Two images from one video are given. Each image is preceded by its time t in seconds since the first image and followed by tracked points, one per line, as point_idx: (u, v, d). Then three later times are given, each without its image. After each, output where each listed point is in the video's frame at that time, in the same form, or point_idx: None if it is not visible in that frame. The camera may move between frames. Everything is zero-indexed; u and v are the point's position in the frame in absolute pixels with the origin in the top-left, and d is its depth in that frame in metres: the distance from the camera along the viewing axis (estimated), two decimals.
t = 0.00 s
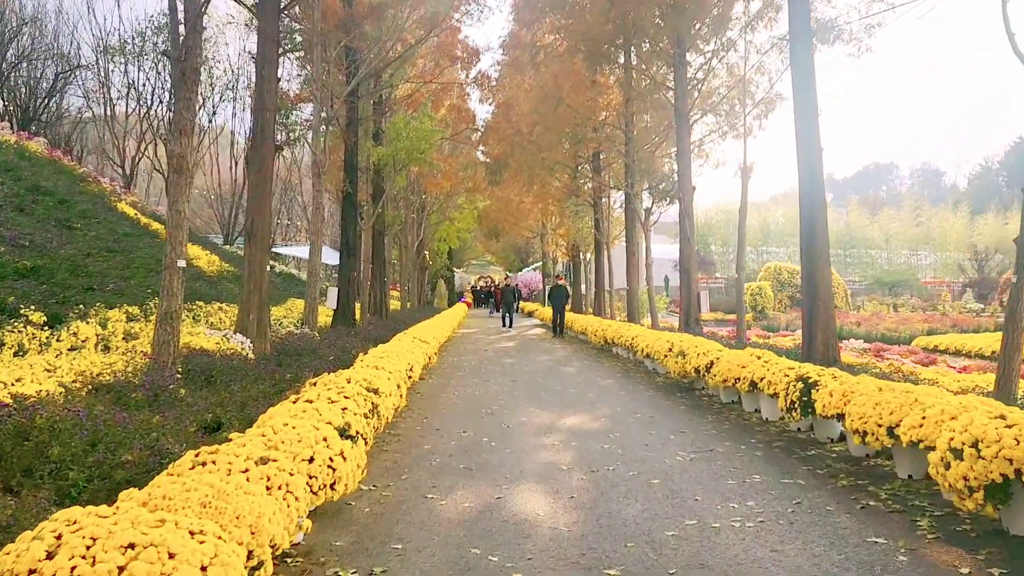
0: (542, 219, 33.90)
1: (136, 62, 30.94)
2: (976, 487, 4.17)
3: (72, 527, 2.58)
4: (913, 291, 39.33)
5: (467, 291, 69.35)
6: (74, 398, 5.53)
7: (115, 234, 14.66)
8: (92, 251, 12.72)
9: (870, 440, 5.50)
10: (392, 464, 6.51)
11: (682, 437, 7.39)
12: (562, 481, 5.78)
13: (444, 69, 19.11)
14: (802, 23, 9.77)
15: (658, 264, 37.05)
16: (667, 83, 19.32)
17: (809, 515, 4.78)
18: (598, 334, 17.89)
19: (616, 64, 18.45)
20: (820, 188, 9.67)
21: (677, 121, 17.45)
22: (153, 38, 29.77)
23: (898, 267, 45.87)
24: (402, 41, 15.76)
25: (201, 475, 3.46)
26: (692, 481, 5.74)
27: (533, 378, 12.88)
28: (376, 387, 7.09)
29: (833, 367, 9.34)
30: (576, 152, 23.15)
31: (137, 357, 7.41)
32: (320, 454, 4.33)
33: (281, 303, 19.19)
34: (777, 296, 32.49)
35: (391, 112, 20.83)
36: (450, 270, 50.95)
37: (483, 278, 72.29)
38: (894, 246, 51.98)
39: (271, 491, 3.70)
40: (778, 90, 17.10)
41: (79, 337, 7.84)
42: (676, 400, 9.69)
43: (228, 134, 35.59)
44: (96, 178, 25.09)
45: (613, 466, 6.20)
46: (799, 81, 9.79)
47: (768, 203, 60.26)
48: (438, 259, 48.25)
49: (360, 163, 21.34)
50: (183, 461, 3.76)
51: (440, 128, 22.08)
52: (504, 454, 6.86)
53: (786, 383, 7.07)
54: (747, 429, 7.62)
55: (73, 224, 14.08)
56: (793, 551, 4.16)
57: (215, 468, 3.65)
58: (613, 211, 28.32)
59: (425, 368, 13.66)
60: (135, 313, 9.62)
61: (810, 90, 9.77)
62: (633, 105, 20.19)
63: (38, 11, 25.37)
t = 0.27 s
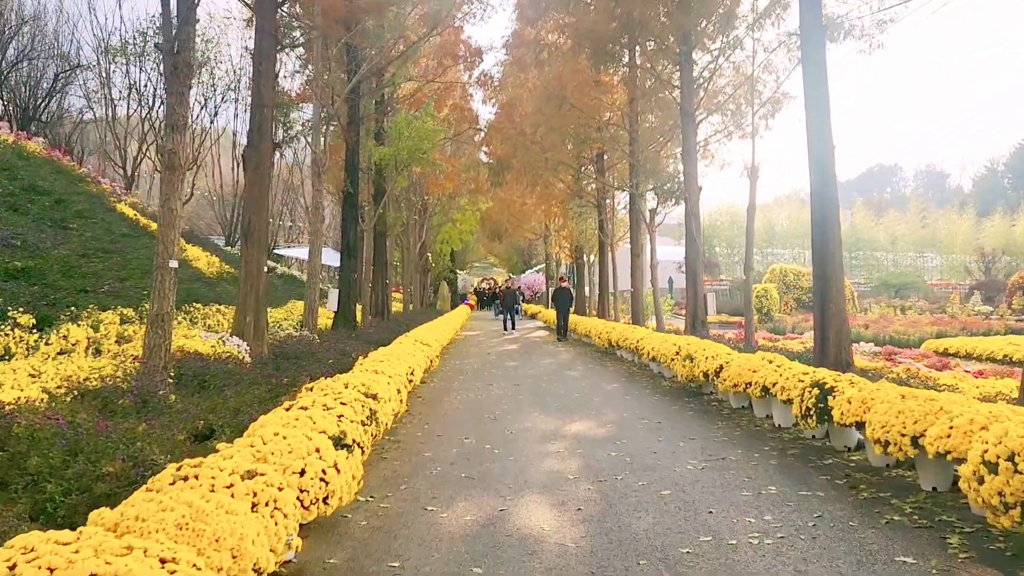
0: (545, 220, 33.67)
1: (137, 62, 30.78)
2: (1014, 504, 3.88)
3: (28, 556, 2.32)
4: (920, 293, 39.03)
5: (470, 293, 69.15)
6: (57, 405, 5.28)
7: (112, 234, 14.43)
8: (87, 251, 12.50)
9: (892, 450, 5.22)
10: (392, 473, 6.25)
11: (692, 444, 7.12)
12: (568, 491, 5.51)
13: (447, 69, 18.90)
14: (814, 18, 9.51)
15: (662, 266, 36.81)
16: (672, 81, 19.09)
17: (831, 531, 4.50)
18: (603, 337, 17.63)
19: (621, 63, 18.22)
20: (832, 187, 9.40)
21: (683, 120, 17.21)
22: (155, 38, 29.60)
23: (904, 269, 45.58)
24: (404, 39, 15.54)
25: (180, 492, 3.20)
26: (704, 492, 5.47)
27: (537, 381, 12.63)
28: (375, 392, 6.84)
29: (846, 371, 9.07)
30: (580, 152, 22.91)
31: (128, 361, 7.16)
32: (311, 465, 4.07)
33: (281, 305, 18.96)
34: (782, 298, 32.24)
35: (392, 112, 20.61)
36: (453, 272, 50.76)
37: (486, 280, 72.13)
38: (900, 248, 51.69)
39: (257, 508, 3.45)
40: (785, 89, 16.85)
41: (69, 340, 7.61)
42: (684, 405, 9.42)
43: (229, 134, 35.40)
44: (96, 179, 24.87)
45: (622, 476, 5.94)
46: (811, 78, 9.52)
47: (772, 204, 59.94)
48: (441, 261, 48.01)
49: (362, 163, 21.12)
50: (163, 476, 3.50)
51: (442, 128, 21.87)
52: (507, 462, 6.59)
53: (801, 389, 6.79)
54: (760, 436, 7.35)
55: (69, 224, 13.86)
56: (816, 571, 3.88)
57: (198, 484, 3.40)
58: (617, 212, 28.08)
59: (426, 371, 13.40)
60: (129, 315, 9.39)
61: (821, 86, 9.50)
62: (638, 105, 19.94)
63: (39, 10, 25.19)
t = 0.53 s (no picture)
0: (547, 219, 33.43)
1: (138, 61, 30.58)
2: None
3: None
4: (924, 294, 38.77)
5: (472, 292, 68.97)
6: (40, 413, 5.06)
7: (108, 234, 14.22)
8: (83, 251, 12.30)
9: (912, 461, 4.98)
10: (390, 482, 6.03)
11: (700, 452, 6.90)
12: (573, 503, 5.29)
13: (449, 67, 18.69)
14: (824, 14, 9.28)
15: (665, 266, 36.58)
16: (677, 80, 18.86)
17: (851, 548, 4.28)
18: (606, 338, 17.41)
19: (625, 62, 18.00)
20: (843, 186, 9.18)
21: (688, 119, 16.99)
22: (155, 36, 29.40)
23: (909, 270, 45.29)
24: (406, 36, 15.32)
25: (162, 510, 3.00)
26: (716, 503, 5.25)
27: (539, 384, 12.41)
28: (373, 397, 6.63)
29: (857, 375, 8.85)
30: (583, 152, 22.69)
31: (120, 364, 6.95)
32: (303, 479, 3.87)
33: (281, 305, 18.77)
34: (786, 299, 32.00)
35: (394, 110, 20.39)
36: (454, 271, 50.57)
37: (488, 280, 71.95)
38: (904, 248, 51.41)
39: (244, 527, 3.24)
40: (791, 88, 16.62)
41: (59, 342, 7.40)
42: (691, 409, 9.19)
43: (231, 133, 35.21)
44: (95, 177, 24.69)
45: (629, 486, 5.72)
46: (821, 75, 9.29)
47: (775, 204, 59.64)
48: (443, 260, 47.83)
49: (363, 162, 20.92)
50: (146, 492, 3.30)
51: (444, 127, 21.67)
52: (509, 470, 6.38)
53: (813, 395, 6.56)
54: (770, 444, 7.12)
55: (65, 224, 13.66)
56: None
57: (181, 500, 3.20)
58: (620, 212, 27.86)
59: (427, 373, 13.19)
60: (123, 316, 9.19)
61: (831, 83, 9.27)
62: (642, 104, 19.72)
63: (38, 7, 24.99)
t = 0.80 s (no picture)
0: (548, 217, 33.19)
1: (136, 56, 30.36)
2: None
3: None
4: (927, 294, 38.54)
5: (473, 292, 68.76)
6: (24, 413, 4.84)
7: (104, 229, 14.00)
8: (78, 246, 12.08)
9: (938, 465, 4.76)
10: (390, 485, 5.81)
11: (711, 454, 6.68)
12: (581, 508, 5.07)
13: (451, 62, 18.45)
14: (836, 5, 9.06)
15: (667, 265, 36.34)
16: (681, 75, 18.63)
17: (876, 557, 4.05)
18: (609, 337, 17.19)
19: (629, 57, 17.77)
20: (854, 182, 8.96)
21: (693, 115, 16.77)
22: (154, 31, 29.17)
23: (911, 270, 45.03)
24: (407, 29, 15.10)
25: (145, 518, 2.77)
26: (730, 508, 5.03)
27: (542, 383, 12.19)
28: (373, 396, 6.41)
29: (868, 375, 8.63)
30: (586, 149, 22.46)
31: (111, 362, 6.72)
32: (299, 483, 3.64)
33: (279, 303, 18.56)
34: (789, 298, 31.77)
35: (394, 106, 20.16)
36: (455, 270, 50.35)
37: (489, 279, 71.71)
38: (906, 248, 51.16)
39: (234, 535, 3.00)
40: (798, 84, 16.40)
41: (50, 339, 7.18)
42: (698, 410, 8.96)
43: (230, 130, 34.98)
44: (93, 173, 24.48)
45: (639, 490, 5.49)
46: (833, 68, 9.07)
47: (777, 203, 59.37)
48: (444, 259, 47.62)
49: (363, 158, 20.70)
50: (130, 496, 3.08)
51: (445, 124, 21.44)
52: (513, 472, 6.16)
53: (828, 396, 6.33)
54: (782, 445, 6.90)
55: (60, 219, 13.43)
56: None
57: (167, 506, 2.97)
58: (622, 210, 27.63)
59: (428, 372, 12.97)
60: (117, 312, 8.97)
61: (844, 75, 9.04)
62: (646, 100, 19.49)
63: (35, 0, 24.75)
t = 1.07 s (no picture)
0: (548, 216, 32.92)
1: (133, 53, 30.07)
2: None
3: None
4: (928, 294, 38.34)
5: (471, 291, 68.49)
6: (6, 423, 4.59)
7: (98, 227, 13.75)
8: (70, 245, 11.82)
9: (966, 478, 4.54)
10: (391, 495, 5.56)
11: (723, 462, 6.44)
12: (591, 521, 4.83)
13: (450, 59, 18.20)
14: None
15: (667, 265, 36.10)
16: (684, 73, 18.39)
17: None
18: (611, 338, 16.96)
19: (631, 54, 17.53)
20: (867, 181, 8.75)
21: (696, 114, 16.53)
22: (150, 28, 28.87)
23: (912, 269, 44.84)
24: (406, 25, 14.83)
25: (125, 546, 2.53)
26: (748, 522, 4.80)
27: (544, 385, 11.95)
28: (373, 402, 6.17)
29: (881, 379, 8.42)
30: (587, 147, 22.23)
31: (100, 366, 6.48)
32: (296, 500, 3.40)
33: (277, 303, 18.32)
34: (790, 298, 31.55)
35: (393, 103, 19.90)
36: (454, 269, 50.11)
37: (487, 278, 71.47)
38: (906, 247, 50.96)
39: (224, 562, 2.77)
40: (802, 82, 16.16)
41: (38, 342, 6.94)
42: (706, 414, 8.73)
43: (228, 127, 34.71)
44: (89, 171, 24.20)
45: (650, 501, 5.25)
46: (845, 64, 8.86)
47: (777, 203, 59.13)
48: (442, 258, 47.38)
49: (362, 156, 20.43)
50: (112, 519, 2.84)
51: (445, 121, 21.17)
52: (518, 481, 5.92)
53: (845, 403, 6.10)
54: (796, 453, 6.67)
55: (52, 217, 13.18)
56: None
57: (151, 532, 2.73)
58: (623, 209, 27.39)
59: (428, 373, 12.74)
60: (108, 313, 8.72)
61: (856, 72, 8.83)
62: (648, 98, 19.25)
63: None
